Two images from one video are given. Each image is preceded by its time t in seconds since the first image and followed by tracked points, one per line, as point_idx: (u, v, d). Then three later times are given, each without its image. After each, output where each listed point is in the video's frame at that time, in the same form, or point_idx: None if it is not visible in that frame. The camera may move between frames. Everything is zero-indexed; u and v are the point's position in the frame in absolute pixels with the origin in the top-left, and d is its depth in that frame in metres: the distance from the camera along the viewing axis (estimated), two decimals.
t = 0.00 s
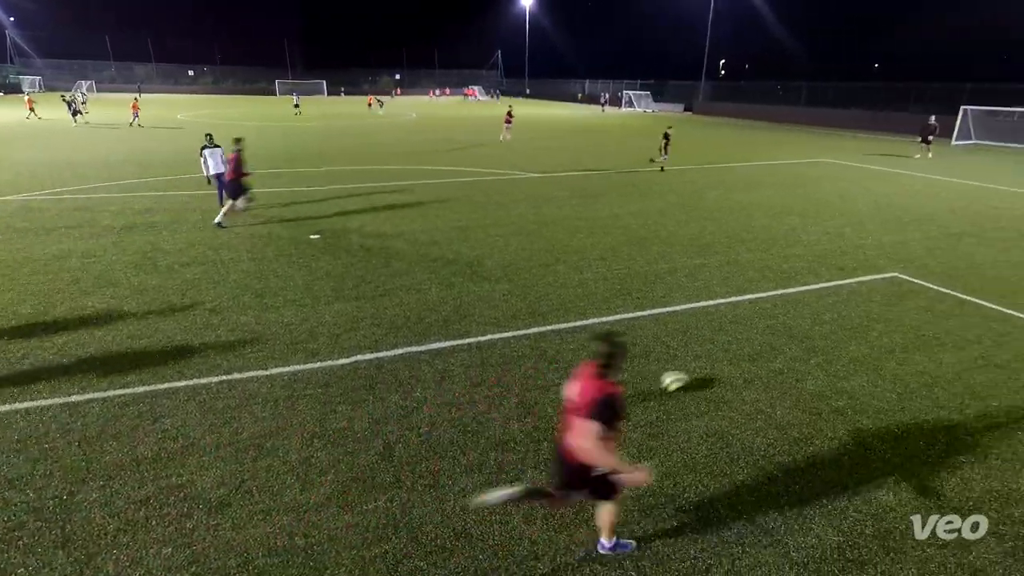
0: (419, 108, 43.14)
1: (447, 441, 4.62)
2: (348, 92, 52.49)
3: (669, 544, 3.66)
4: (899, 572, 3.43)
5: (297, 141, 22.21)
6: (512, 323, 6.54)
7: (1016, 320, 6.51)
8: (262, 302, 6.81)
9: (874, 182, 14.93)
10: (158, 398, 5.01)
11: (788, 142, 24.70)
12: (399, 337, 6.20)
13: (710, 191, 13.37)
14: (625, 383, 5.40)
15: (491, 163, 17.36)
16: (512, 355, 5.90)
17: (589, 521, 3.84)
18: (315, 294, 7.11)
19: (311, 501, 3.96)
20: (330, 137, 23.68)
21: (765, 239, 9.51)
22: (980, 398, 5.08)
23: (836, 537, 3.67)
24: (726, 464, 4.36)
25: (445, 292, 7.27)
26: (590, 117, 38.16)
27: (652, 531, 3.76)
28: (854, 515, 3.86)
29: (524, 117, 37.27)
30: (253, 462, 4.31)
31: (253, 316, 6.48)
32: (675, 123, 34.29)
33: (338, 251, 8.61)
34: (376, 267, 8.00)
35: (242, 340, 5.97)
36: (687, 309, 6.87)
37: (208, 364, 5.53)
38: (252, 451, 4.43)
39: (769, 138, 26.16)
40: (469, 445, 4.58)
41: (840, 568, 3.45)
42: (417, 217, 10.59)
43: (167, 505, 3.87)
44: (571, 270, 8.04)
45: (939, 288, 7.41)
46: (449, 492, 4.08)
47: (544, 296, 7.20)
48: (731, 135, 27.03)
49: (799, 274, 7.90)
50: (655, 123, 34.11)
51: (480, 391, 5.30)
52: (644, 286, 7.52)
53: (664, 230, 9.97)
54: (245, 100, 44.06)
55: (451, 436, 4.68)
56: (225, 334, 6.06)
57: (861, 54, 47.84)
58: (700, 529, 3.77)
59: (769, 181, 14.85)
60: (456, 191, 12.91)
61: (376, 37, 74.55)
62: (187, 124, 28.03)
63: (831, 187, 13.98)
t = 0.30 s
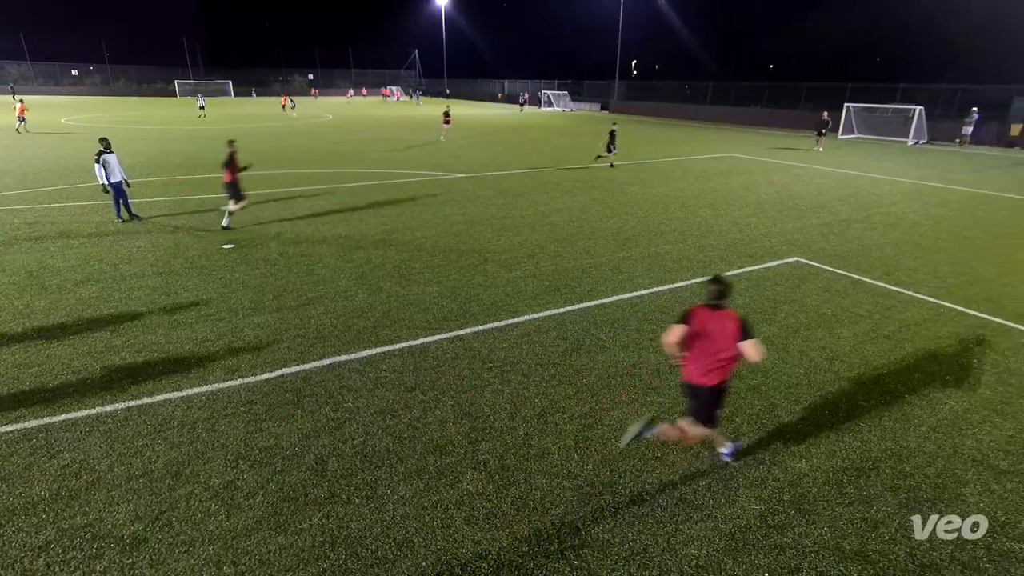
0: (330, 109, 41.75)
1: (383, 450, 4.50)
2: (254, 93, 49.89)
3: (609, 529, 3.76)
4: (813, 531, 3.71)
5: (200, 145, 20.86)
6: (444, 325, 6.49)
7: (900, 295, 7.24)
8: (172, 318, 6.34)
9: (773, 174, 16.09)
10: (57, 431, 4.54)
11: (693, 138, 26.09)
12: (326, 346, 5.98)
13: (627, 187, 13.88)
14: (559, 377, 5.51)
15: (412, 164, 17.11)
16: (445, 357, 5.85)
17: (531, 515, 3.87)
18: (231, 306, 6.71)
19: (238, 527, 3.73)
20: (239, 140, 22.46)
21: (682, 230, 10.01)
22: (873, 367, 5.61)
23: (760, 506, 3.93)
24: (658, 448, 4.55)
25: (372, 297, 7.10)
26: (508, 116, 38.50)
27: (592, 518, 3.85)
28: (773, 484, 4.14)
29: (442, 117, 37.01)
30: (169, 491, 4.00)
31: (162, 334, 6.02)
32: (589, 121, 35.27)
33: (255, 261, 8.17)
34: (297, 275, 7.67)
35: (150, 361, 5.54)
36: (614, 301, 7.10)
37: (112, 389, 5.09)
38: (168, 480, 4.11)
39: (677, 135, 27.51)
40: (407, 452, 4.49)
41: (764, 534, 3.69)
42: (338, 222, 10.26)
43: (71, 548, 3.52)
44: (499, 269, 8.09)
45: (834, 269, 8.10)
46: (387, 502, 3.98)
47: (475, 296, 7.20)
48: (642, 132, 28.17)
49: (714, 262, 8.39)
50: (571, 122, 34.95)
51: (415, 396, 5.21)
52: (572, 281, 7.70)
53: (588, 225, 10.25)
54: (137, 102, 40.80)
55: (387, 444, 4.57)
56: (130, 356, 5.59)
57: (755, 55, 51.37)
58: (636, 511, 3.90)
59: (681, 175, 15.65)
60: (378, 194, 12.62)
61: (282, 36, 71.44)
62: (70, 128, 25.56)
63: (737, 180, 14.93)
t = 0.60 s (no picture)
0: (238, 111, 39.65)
1: (318, 465, 4.33)
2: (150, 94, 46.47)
3: (553, 520, 3.81)
4: (741, 504, 3.94)
5: (92, 150, 19.19)
6: (375, 331, 6.34)
7: (805, 278, 7.84)
8: (71, 342, 5.79)
9: (687, 169, 16.94)
10: None
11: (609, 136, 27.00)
12: (250, 360, 5.68)
13: (552, 185, 14.14)
14: (496, 376, 5.52)
15: (332, 167, 16.58)
16: (378, 364, 5.71)
17: (475, 515, 3.86)
18: (141, 325, 6.23)
19: (160, 561, 3.47)
20: (138, 145, 20.88)
21: (606, 225, 10.34)
22: (784, 346, 6.07)
23: (692, 485, 4.12)
24: (595, 438, 4.66)
25: (297, 307, 6.81)
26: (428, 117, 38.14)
27: (535, 512, 3.88)
28: (702, 463, 4.36)
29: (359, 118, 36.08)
30: (77, 531, 3.66)
31: (60, 359, 5.49)
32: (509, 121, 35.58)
33: (165, 274, 7.63)
34: (215, 288, 7.23)
35: (48, 390, 5.03)
36: (545, 298, 7.21)
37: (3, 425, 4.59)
38: (75, 519, 3.75)
39: (593, 133, 28.34)
40: (343, 464, 4.34)
41: (697, 511, 3.88)
42: (256, 229, 9.77)
43: None
44: (430, 271, 8.00)
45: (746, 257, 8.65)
46: (324, 517, 3.83)
47: (406, 300, 7.09)
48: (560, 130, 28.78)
49: (638, 255, 8.72)
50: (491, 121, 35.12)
51: (349, 406, 5.05)
52: (503, 279, 7.76)
53: (517, 224, 10.35)
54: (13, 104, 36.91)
55: (322, 458, 4.40)
56: (22, 386, 5.06)
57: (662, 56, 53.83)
58: (577, 501, 3.98)
59: (601, 172, 16.14)
60: (300, 199, 12.14)
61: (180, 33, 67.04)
62: None
63: (654, 175, 15.60)
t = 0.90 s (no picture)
0: (138, 114, 36.94)
1: (250, 486, 4.10)
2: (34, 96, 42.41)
3: (499, 519, 3.81)
4: (678, 486, 4.12)
5: None
6: (306, 342, 6.09)
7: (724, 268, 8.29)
8: None
9: (611, 167, 17.50)
10: None
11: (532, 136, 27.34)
12: (169, 381, 5.30)
13: (482, 186, 14.15)
14: (435, 380, 5.45)
15: (250, 173, 15.80)
16: (310, 376, 5.49)
17: (420, 522, 3.79)
18: (40, 350, 5.67)
19: None
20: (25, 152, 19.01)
21: (538, 224, 10.49)
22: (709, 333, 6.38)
23: (631, 473, 4.25)
24: (536, 434, 4.71)
25: (220, 321, 6.44)
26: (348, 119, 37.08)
27: (481, 513, 3.87)
28: (640, 450, 4.51)
29: (275, 121, 34.52)
30: None
31: None
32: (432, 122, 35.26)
33: (67, 292, 6.98)
34: (125, 305, 6.69)
35: None
36: (481, 299, 7.21)
37: None
38: None
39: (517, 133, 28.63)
40: (277, 483, 4.14)
41: (637, 497, 4.01)
42: (169, 241, 9.14)
43: None
44: (362, 277, 7.81)
45: (670, 250, 9.04)
46: (259, 540, 3.64)
47: (337, 308, 6.86)
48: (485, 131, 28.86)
49: (569, 252, 8.91)
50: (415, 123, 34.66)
51: (282, 421, 4.82)
52: (438, 282, 7.68)
53: (449, 226, 10.29)
54: None
55: (255, 478, 4.17)
56: None
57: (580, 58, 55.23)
58: (523, 498, 4.01)
59: (530, 172, 16.35)
60: (217, 207, 11.48)
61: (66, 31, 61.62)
62: None
63: (581, 173, 15.99)
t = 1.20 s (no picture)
0: (36, 125, 34.14)
1: (181, 520, 3.83)
2: None
3: (450, 531, 3.76)
4: (625, 483, 4.21)
5: None
6: (240, 363, 5.80)
7: (658, 268, 8.61)
8: None
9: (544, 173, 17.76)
10: None
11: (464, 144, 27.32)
12: (85, 414, 4.89)
13: (418, 194, 14.03)
14: (379, 394, 5.32)
15: (168, 187, 14.95)
16: (244, 398, 5.21)
17: (369, 541, 3.67)
18: None
19: None
20: None
21: (477, 231, 10.50)
22: (648, 332, 6.58)
23: (580, 474, 4.30)
24: (484, 442, 4.68)
25: (141, 345, 6.03)
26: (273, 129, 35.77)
27: (433, 526, 3.79)
28: (587, 450, 4.58)
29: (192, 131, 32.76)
30: None
31: None
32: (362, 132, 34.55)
33: None
34: (32, 332, 6.15)
35: None
36: (423, 309, 7.12)
37: None
38: None
39: (449, 142, 28.53)
40: (212, 513, 3.89)
41: (587, 497, 4.07)
42: (81, 261, 8.49)
43: None
44: (298, 292, 7.51)
45: (607, 253, 9.28)
46: None
47: (272, 325, 6.59)
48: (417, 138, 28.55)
49: (509, 259, 8.96)
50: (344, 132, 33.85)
51: (215, 448, 4.55)
52: (377, 294, 7.53)
53: (387, 236, 10.10)
54: None
55: (186, 511, 3.90)
56: None
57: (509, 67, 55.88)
58: (474, 508, 3.96)
59: (466, 179, 16.37)
60: (134, 224, 10.74)
61: None
62: None
63: (516, 180, 16.13)
